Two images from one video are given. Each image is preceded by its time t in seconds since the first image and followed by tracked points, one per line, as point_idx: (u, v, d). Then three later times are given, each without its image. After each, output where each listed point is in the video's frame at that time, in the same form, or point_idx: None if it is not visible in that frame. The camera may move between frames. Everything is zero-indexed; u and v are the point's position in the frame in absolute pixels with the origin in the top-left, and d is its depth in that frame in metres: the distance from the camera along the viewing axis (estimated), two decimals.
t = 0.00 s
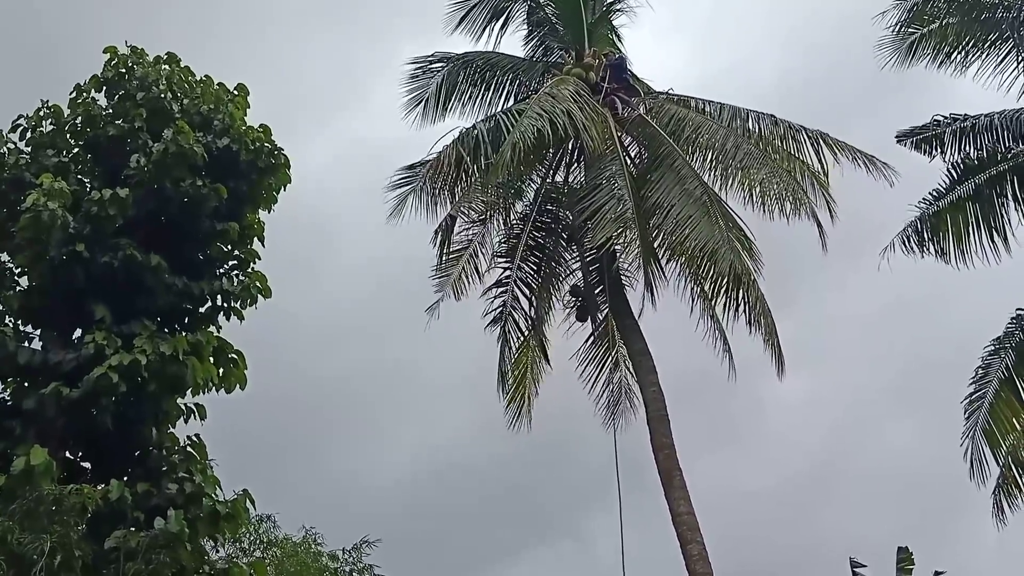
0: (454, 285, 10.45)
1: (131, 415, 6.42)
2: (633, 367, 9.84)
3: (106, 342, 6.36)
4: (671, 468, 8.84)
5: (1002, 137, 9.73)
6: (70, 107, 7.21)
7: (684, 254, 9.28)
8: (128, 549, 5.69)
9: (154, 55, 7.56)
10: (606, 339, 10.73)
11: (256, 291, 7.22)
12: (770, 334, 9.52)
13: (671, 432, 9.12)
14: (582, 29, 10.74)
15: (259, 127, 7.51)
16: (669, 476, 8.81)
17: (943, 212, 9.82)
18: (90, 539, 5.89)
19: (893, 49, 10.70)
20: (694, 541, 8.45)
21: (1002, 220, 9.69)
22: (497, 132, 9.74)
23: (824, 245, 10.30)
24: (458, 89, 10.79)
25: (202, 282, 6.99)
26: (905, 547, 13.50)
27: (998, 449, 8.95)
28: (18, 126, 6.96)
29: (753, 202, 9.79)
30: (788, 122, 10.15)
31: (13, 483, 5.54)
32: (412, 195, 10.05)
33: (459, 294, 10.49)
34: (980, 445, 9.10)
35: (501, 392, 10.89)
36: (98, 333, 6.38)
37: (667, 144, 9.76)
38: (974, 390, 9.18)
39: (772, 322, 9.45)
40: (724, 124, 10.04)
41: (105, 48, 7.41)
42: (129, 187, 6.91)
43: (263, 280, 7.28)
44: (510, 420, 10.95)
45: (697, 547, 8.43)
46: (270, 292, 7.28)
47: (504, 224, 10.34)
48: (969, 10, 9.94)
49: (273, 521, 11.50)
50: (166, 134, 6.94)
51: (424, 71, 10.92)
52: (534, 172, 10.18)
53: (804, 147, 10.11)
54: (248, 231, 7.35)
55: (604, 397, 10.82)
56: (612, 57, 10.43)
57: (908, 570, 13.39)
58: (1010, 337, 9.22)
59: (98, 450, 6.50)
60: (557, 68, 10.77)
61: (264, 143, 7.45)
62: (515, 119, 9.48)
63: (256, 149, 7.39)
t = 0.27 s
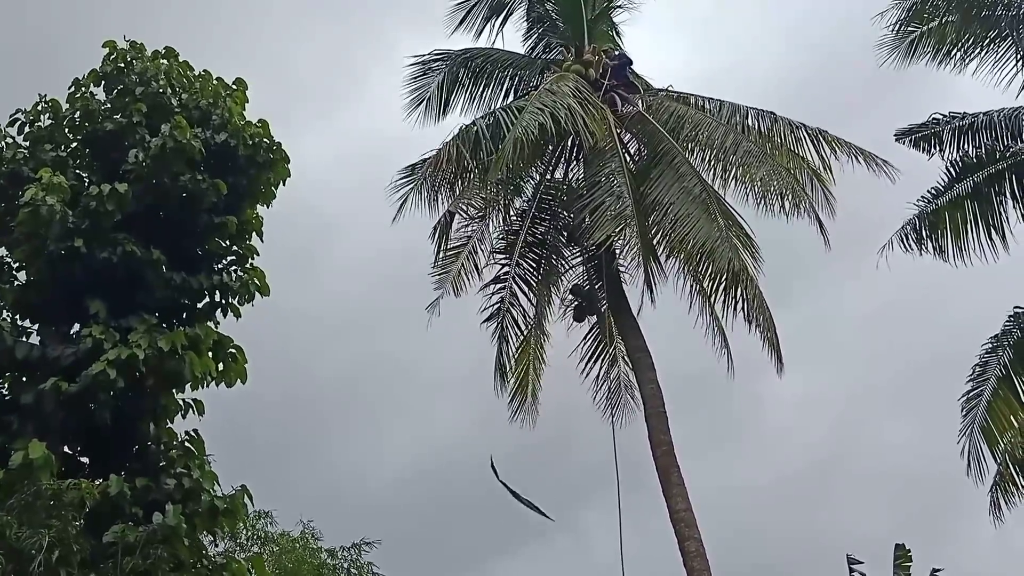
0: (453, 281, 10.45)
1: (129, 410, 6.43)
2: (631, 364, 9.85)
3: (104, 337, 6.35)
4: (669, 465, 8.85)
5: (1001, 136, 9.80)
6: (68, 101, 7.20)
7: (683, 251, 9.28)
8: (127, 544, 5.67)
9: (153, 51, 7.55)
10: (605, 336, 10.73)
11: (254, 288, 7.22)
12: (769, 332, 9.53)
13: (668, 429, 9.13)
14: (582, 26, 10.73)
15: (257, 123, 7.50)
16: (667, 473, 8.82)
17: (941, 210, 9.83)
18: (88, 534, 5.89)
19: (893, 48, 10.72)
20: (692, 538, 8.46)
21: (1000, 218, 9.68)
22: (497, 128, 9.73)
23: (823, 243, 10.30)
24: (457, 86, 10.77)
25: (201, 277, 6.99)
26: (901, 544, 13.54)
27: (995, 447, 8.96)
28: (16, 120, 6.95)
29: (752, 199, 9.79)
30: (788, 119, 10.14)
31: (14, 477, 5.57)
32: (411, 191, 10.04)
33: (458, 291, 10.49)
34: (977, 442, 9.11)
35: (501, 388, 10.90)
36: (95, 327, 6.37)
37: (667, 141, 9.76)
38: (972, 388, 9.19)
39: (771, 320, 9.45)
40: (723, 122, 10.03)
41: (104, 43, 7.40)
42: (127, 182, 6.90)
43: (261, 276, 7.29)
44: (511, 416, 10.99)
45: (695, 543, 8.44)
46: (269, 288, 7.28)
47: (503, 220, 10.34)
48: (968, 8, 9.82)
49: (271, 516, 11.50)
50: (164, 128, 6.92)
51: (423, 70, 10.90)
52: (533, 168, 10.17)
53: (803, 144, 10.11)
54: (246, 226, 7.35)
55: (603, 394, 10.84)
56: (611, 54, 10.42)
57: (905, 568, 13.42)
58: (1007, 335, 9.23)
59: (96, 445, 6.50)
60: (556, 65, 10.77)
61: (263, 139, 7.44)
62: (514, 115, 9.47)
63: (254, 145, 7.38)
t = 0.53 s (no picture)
0: (455, 277, 10.46)
1: (131, 404, 6.44)
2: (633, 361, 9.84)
3: (106, 332, 6.36)
4: (671, 461, 8.85)
5: (1003, 132, 9.76)
6: (70, 96, 7.20)
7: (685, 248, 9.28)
8: (129, 539, 5.67)
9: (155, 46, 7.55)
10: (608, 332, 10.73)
11: (257, 282, 7.23)
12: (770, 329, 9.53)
13: (671, 425, 9.13)
14: (584, 22, 10.72)
15: (260, 118, 7.49)
16: (669, 469, 8.82)
17: (943, 207, 9.81)
18: (90, 529, 5.90)
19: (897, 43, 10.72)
20: (694, 534, 8.47)
21: (1002, 215, 9.68)
22: (500, 124, 9.73)
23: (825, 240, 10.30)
24: (459, 83, 10.79)
25: (203, 272, 6.99)
26: (903, 540, 13.55)
27: (997, 444, 8.95)
28: (18, 115, 6.95)
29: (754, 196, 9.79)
30: (790, 115, 10.13)
31: (18, 471, 5.60)
32: (413, 187, 10.04)
33: (460, 287, 10.50)
34: (979, 439, 9.11)
35: (503, 383, 10.90)
36: (98, 322, 6.38)
37: (669, 137, 9.75)
38: (974, 385, 9.20)
39: (773, 316, 9.45)
40: (725, 118, 10.03)
41: (106, 38, 7.40)
42: (129, 177, 6.91)
43: (264, 271, 7.29)
44: (513, 412, 10.96)
45: (697, 539, 8.45)
46: (272, 283, 7.28)
47: (506, 216, 10.34)
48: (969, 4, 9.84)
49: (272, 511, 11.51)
50: (166, 124, 6.91)
51: (426, 68, 10.91)
52: (535, 164, 10.17)
53: (806, 140, 10.10)
54: (249, 221, 7.35)
55: (604, 390, 10.85)
56: (613, 49, 10.42)
57: (906, 564, 13.43)
58: (1009, 332, 9.23)
59: (98, 439, 6.51)
60: (558, 61, 10.76)
61: (265, 134, 7.43)
62: (517, 111, 9.47)
63: (256, 140, 7.38)
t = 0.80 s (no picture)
0: (458, 274, 10.46)
1: (134, 401, 6.45)
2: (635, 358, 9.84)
3: (109, 329, 6.37)
4: (672, 458, 8.86)
5: (1007, 130, 9.75)
6: (73, 93, 7.21)
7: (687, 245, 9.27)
8: (132, 536, 5.67)
9: (157, 43, 7.55)
10: (611, 329, 10.71)
11: (259, 279, 7.24)
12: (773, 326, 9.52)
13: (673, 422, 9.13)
14: (586, 20, 10.72)
15: (261, 115, 7.49)
16: (671, 467, 8.83)
17: (945, 204, 9.78)
18: (93, 526, 5.92)
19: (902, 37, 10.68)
20: (696, 531, 8.47)
21: (1005, 212, 9.69)
22: (502, 121, 9.73)
23: (827, 237, 10.28)
24: (461, 79, 10.78)
25: (206, 269, 7.00)
26: (905, 537, 13.55)
27: (1000, 441, 8.97)
28: (20, 113, 6.96)
29: (757, 192, 9.78)
30: (793, 112, 10.12)
31: (21, 467, 5.61)
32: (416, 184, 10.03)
33: (462, 283, 10.50)
34: (982, 436, 9.10)
35: (506, 380, 10.91)
36: (101, 319, 6.39)
37: (672, 134, 9.74)
38: (977, 382, 9.18)
39: (775, 313, 9.44)
40: (728, 115, 10.02)
41: (108, 35, 7.40)
42: (132, 174, 6.91)
43: (266, 268, 7.30)
44: (515, 410, 10.96)
45: (699, 537, 8.45)
46: (274, 280, 7.29)
47: (508, 213, 10.33)
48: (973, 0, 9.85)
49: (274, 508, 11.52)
50: (167, 120, 6.91)
51: (427, 64, 10.92)
52: (538, 161, 10.17)
53: (809, 137, 10.08)
54: (251, 218, 7.36)
55: (607, 388, 10.84)
56: (616, 45, 10.41)
57: (908, 561, 13.44)
58: (1012, 330, 9.21)
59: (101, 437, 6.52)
60: (560, 57, 10.77)
61: (267, 131, 7.43)
62: (519, 107, 9.47)
63: (258, 137, 7.38)
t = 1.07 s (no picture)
0: (458, 270, 10.47)
1: (135, 397, 6.46)
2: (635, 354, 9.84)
3: (111, 326, 6.37)
4: (672, 454, 8.86)
5: (1007, 126, 9.74)
6: (73, 90, 7.21)
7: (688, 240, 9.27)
8: (133, 531, 5.70)
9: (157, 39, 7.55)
10: (612, 326, 10.71)
11: (260, 276, 7.24)
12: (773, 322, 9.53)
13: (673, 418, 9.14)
14: (587, 14, 10.71)
15: (262, 112, 7.50)
16: (671, 462, 8.83)
17: (946, 201, 9.81)
18: (95, 521, 5.93)
19: (905, 29, 10.66)
20: (696, 527, 8.48)
21: (1005, 209, 9.65)
22: (502, 117, 9.73)
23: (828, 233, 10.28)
24: (461, 74, 10.77)
25: (207, 266, 7.00)
26: (904, 533, 13.57)
27: (1000, 437, 8.98)
28: (21, 109, 6.96)
29: (757, 189, 9.78)
30: (794, 108, 10.12)
31: (21, 463, 5.62)
32: (416, 180, 10.03)
33: (463, 280, 10.51)
34: (982, 432, 9.10)
35: (507, 376, 10.92)
36: (102, 316, 6.39)
37: (672, 130, 9.73)
38: (977, 378, 9.18)
39: (775, 309, 9.44)
40: (728, 111, 10.02)
41: (108, 31, 7.40)
42: (132, 171, 6.91)
43: (266, 264, 7.30)
44: (516, 406, 10.96)
45: (699, 532, 8.46)
46: (274, 276, 7.30)
47: (509, 210, 10.33)
48: None
49: (274, 503, 11.51)
50: (167, 117, 6.93)
51: (427, 57, 10.92)
52: (539, 157, 10.17)
53: (810, 133, 10.08)
54: (251, 214, 7.36)
55: (608, 384, 10.85)
56: (616, 41, 10.40)
57: (907, 557, 13.46)
58: (1012, 326, 9.21)
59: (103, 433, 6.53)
60: (561, 53, 10.71)
61: (267, 127, 7.43)
62: (520, 104, 9.47)
63: (259, 134, 7.38)
